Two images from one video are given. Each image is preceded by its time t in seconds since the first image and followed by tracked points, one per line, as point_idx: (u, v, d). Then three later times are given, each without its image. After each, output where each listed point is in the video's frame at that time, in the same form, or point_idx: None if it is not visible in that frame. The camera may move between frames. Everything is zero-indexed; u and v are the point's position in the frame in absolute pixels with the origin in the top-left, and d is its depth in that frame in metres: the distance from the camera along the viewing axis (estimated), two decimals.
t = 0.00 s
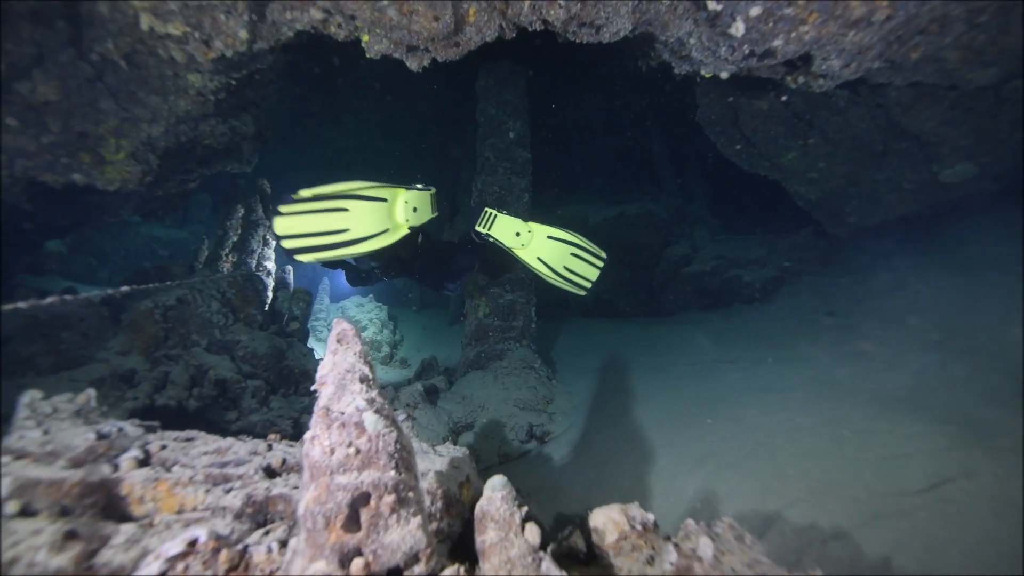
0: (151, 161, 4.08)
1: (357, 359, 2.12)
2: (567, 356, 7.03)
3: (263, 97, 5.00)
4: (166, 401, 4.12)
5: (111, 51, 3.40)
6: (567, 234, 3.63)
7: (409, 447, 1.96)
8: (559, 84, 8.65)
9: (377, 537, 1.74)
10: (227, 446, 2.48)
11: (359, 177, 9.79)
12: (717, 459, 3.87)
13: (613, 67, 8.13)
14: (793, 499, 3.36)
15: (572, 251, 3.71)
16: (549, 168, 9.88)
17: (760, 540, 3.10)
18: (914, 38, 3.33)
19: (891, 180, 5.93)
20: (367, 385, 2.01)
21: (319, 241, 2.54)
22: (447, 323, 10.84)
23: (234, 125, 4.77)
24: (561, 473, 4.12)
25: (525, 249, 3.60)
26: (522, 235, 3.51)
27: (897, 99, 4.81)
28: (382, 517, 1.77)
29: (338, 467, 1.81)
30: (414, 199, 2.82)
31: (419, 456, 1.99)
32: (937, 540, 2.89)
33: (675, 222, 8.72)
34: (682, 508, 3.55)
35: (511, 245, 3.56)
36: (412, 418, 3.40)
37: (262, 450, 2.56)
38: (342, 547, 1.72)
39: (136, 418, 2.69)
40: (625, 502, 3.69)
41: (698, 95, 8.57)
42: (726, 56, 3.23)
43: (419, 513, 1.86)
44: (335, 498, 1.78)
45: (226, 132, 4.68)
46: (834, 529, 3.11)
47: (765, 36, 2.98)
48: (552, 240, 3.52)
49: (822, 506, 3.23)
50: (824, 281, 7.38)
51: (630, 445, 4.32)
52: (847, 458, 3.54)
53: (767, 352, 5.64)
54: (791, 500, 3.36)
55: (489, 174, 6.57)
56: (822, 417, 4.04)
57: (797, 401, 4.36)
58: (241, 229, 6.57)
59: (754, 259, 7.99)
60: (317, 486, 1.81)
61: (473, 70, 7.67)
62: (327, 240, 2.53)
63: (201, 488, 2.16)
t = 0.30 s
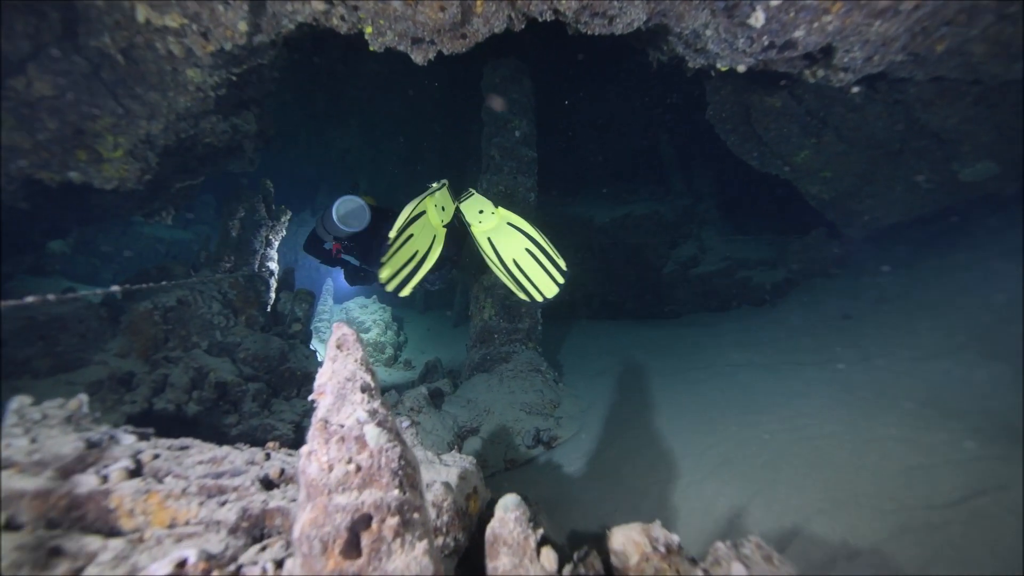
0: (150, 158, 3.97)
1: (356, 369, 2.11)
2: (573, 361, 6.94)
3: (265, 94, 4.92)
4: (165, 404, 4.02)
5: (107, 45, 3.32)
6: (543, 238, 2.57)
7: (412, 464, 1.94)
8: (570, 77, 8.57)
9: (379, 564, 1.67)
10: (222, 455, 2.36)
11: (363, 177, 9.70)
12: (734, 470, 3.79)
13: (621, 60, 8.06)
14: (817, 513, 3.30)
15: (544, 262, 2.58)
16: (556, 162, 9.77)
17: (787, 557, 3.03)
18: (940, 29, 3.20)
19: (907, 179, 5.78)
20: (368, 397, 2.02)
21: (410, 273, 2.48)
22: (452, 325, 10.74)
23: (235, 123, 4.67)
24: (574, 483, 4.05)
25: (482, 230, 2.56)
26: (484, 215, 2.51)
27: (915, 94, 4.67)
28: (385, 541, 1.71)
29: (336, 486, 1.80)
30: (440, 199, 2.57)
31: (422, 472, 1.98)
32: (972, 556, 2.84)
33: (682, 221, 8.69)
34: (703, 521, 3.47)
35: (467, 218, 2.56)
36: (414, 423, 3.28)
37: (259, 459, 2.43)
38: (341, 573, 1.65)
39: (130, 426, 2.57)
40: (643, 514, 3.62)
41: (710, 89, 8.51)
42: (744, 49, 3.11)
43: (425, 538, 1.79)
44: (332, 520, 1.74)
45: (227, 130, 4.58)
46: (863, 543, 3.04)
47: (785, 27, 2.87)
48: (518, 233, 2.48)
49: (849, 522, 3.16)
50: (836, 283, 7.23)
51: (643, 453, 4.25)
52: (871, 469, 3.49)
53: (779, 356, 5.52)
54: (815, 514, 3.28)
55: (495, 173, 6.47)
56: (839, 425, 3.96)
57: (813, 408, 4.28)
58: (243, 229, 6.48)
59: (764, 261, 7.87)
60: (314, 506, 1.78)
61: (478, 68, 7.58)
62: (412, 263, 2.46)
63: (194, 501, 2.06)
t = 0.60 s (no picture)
0: (154, 159, 3.90)
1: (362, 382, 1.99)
2: (583, 368, 6.83)
3: (271, 94, 4.87)
4: (167, 409, 3.95)
5: (109, 43, 3.27)
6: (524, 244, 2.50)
7: (422, 485, 1.87)
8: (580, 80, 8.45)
9: None
10: (221, 467, 2.27)
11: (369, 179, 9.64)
12: (756, 481, 3.69)
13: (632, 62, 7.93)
14: (847, 528, 3.21)
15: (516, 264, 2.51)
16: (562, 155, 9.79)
17: None
18: (972, 22, 3.06)
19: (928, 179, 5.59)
20: (374, 413, 1.91)
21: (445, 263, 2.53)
22: (459, 329, 10.65)
23: (240, 124, 4.60)
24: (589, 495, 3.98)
25: (469, 222, 2.45)
26: (475, 211, 2.42)
27: (939, 91, 4.52)
28: (393, 573, 1.69)
29: (338, 511, 1.76)
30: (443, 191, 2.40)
31: (431, 493, 1.92)
32: (1013, 574, 2.76)
33: (692, 223, 8.63)
34: (728, 536, 3.38)
35: (459, 208, 2.44)
36: (420, 431, 3.15)
37: (260, 472, 2.34)
38: None
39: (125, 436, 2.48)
40: (665, 529, 3.54)
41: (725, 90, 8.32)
42: (767, 42, 3.03)
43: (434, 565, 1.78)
44: (332, 549, 1.71)
45: (232, 131, 4.51)
46: (895, 563, 2.97)
47: (811, 18, 2.80)
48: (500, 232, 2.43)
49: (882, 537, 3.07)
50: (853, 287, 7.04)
51: (660, 463, 4.15)
52: (899, 480, 3.39)
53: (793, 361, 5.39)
54: (843, 531, 3.19)
55: (503, 175, 6.40)
56: (861, 431, 3.85)
57: (833, 414, 4.16)
58: (250, 231, 6.43)
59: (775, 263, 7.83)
60: (315, 534, 1.74)
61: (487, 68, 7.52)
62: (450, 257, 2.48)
63: (191, 517, 1.96)
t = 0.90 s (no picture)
0: (149, 160, 3.79)
1: (360, 394, 1.94)
2: (587, 371, 6.74)
3: (269, 93, 4.79)
4: (162, 415, 3.85)
5: (100, 38, 3.20)
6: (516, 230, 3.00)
7: (427, 505, 1.79)
8: (580, 65, 8.49)
9: None
10: (214, 479, 2.19)
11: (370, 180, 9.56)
12: (769, 489, 3.60)
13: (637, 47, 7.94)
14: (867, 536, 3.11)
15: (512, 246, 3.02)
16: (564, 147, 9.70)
17: None
18: (989, 10, 2.96)
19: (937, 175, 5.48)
20: (374, 426, 1.86)
21: (445, 237, 3.54)
22: (460, 332, 10.55)
23: (238, 123, 4.50)
24: (595, 503, 3.89)
25: (463, 215, 3.03)
26: (468, 205, 2.99)
27: (951, 84, 4.42)
28: None
29: (335, 537, 1.66)
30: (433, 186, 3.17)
31: (437, 514, 1.83)
32: None
33: (696, 223, 8.54)
34: (743, 546, 3.29)
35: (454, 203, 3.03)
36: (422, 438, 3.05)
37: (254, 485, 2.27)
38: None
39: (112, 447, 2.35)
40: (676, 539, 3.45)
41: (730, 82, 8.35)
42: (780, 32, 2.96)
43: None
44: None
45: (229, 131, 4.41)
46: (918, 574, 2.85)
47: (828, 10, 2.73)
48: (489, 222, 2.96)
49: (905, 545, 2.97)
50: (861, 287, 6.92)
51: (669, 470, 4.06)
52: (918, 486, 3.27)
53: (801, 361, 5.30)
54: (861, 541, 3.08)
55: (505, 175, 6.32)
56: (874, 434, 3.75)
57: (844, 415, 4.06)
58: (250, 234, 6.35)
59: (781, 263, 7.72)
60: (310, 562, 1.64)
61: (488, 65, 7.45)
62: (448, 234, 3.46)
63: (181, 535, 1.88)
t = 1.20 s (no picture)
0: (146, 156, 3.72)
1: (362, 400, 1.83)
2: (596, 369, 6.62)
3: (269, 87, 4.70)
4: (164, 416, 3.79)
5: (92, 29, 3.11)
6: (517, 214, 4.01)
7: (435, 524, 1.76)
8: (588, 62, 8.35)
9: None
10: (211, 487, 2.08)
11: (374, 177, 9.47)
12: (789, 493, 3.48)
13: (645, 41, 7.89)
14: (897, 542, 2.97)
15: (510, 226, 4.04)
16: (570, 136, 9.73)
17: None
18: None
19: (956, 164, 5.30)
20: (375, 436, 1.75)
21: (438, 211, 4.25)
22: (466, 329, 10.45)
23: (237, 117, 4.39)
24: (609, 508, 3.77)
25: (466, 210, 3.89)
26: (469, 204, 3.84)
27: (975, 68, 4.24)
28: None
29: (333, 562, 1.61)
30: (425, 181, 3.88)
31: (445, 533, 1.80)
32: None
33: (705, 217, 8.38)
34: (765, 554, 3.17)
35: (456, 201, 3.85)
36: (429, 441, 2.94)
37: (253, 493, 2.14)
38: None
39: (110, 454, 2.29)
40: (695, 546, 3.33)
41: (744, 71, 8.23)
42: (801, 13, 2.94)
43: None
44: None
45: (229, 126, 4.31)
46: None
47: None
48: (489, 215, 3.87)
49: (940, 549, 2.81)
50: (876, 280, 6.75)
51: (684, 472, 3.95)
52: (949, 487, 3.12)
53: (817, 358, 5.16)
54: (891, 548, 2.95)
55: (510, 169, 6.22)
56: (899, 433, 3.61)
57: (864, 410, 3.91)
58: (254, 232, 6.28)
59: (793, 257, 7.55)
60: None
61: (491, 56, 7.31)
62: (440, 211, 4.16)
63: (175, 546, 1.73)
